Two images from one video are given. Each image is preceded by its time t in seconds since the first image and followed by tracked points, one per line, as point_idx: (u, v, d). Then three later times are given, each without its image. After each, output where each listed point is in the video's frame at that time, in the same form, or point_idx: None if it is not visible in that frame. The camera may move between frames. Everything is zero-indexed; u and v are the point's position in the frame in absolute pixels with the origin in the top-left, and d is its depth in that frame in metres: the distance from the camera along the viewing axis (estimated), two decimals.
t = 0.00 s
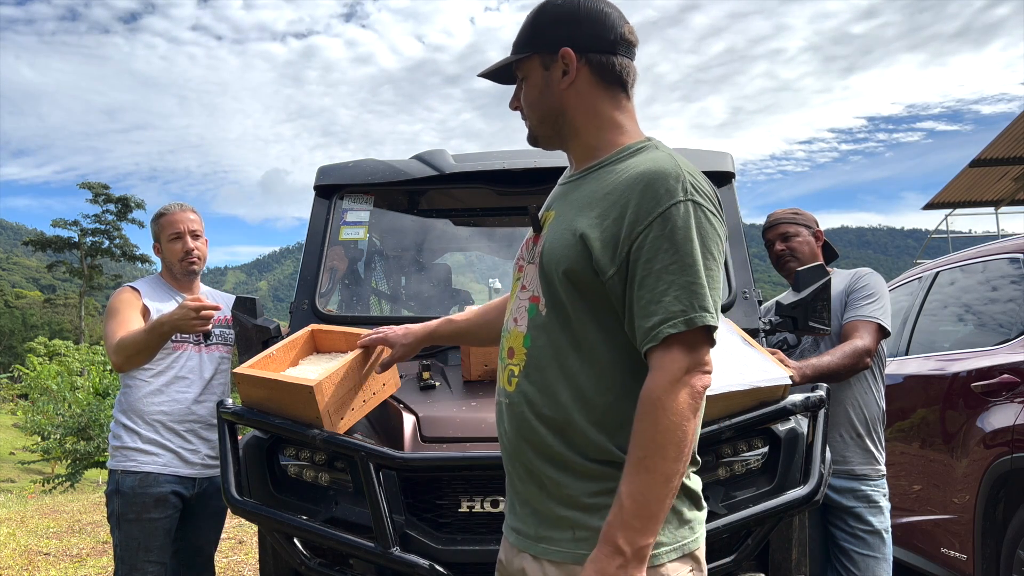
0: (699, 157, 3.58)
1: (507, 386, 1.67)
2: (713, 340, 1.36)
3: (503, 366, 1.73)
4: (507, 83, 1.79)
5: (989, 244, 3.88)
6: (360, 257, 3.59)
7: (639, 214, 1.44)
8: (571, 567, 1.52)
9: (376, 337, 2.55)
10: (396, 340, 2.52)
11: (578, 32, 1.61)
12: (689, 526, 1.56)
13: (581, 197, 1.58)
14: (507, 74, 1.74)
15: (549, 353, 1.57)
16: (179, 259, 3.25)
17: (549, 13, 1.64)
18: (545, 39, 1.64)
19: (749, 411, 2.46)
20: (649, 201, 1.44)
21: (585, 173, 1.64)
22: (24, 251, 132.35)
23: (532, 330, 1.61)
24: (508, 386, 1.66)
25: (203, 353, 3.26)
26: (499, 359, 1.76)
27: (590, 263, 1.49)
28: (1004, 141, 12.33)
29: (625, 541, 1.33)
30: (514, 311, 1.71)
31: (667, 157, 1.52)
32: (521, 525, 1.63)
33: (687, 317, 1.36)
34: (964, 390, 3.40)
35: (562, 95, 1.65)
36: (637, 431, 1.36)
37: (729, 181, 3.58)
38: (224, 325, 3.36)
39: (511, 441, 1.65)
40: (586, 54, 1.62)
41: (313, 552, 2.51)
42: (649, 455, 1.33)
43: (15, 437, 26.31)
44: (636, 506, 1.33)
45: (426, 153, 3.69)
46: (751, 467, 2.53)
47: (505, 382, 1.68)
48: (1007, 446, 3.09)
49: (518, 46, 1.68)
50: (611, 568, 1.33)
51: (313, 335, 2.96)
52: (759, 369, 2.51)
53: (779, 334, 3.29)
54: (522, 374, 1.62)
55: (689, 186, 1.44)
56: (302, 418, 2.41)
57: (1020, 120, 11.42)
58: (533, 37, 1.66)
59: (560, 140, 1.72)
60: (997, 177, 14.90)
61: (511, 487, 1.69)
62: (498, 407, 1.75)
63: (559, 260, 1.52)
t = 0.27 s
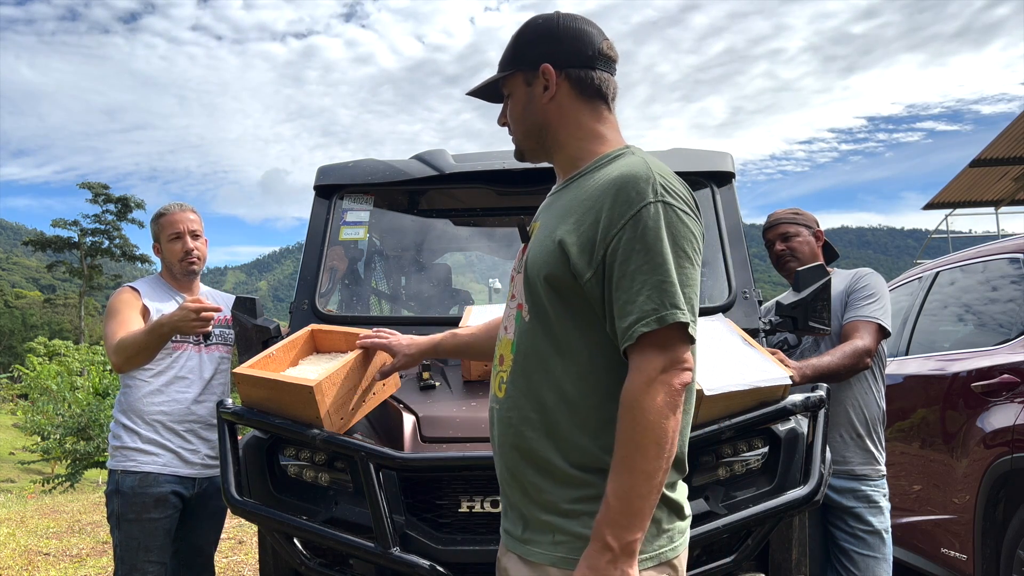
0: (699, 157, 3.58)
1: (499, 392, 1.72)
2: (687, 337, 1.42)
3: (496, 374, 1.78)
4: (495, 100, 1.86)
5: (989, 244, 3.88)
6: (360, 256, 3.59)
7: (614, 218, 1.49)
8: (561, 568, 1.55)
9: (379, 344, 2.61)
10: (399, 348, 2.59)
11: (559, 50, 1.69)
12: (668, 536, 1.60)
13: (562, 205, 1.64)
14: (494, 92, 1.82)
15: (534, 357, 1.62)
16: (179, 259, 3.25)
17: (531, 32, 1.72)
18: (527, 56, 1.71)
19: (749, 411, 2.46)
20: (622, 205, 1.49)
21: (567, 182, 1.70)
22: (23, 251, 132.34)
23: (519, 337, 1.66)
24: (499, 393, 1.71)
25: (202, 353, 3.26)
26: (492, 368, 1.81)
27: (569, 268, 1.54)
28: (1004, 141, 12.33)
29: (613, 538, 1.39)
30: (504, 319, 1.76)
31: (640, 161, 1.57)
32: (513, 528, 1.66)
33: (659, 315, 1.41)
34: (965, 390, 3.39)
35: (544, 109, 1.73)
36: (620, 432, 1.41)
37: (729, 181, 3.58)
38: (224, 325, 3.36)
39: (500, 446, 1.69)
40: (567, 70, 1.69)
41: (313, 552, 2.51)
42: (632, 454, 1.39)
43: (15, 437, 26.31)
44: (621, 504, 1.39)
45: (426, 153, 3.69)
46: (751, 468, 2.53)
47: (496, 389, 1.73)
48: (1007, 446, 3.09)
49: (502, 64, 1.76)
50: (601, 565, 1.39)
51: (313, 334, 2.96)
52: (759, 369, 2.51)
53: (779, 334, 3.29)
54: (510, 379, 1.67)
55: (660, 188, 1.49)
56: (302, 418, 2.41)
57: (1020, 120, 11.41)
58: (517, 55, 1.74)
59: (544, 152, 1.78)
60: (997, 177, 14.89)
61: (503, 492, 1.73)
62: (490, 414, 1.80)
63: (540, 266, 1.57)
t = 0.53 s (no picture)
0: (699, 157, 3.58)
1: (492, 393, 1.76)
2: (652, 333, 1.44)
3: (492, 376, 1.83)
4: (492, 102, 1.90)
5: (989, 244, 3.88)
6: (360, 256, 3.59)
7: (587, 220, 1.54)
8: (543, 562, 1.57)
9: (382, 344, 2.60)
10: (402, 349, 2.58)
11: (553, 62, 1.72)
12: (656, 531, 1.61)
13: (548, 211, 1.70)
14: (490, 95, 1.85)
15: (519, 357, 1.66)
16: (179, 259, 3.25)
17: (529, 41, 1.75)
18: (523, 65, 1.75)
19: (749, 411, 2.46)
20: (595, 208, 1.54)
21: (555, 190, 1.75)
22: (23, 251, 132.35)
23: (508, 338, 1.71)
24: (492, 394, 1.74)
25: (202, 353, 3.26)
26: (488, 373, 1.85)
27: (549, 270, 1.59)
28: (1004, 141, 12.33)
29: (571, 527, 1.42)
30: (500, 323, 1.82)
31: (618, 166, 1.62)
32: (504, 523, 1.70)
33: (624, 311, 1.45)
34: (964, 390, 3.39)
35: (537, 118, 1.76)
36: (582, 423, 1.45)
37: (729, 181, 3.58)
38: (224, 325, 3.36)
39: (491, 445, 1.72)
40: (560, 82, 1.73)
41: (313, 552, 2.51)
42: (590, 444, 1.42)
43: (15, 437, 26.30)
44: (580, 493, 1.42)
45: (426, 153, 3.69)
46: (751, 467, 2.53)
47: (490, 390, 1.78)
48: (1007, 446, 3.09)
49: (499, 70, 1.79)
50: (561, 553, 1.42)
51: (313, 334, 2.96)
52: (759, 369, 2.51)
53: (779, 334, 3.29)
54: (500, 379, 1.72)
55: (632, 191, 1.53)
56: (302, 418, 2.41)
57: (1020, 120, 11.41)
58: (513, 63, 1.77)
59: (534, 159, 1.83)
60: (997, 177, 14.89)
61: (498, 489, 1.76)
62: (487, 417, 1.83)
63: (523, 269, 1.63)
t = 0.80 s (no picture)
0: (699, 157, 3.58)
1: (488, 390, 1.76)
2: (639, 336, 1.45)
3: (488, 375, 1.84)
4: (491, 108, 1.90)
5: (989, 244, 3.88)
6: (360, 256, 3.59)
7: (582, 225, 1.54)
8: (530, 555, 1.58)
9: (377, 345, 2.56)
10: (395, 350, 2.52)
11: (553, 72, 1.73)
12: (646, 525, 1.61)
13: (546, 215, 1.70)
14: (489, 102, 1.85)
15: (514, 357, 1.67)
16: (179, 259, 3.25)
17: (529, 50, 1.75)
18: (523, 74, 1.75)
19: (749, 411, 2.46)
20: (591, 213, 1.54)
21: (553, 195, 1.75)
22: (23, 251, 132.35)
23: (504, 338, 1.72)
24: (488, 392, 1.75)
25: (203, 353, 3.26)
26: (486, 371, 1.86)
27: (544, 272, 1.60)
28: (1004, 141, 12.33)
29: (548, 516, 1.44)
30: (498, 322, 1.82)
31: (615, 173, 1.62)
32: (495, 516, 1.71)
33: (616, 316, 1.45)
34: (964, 390, 3.40)
35: (536, 127, 1.77)
36: (568, 418, 1.46)
37: (729, 181, 3.58)
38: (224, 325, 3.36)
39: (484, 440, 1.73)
40: (559, 92, 1.73)
41: (313, 552, 2.51)
42: (573, 439, 1.43)
43: (15, 437, 26.30)
44: (560, 485, 1.43)
45: (426, 153, 3.69)
46: (751, 467, 2.54)
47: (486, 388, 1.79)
48: (1007, 446, 3.09)
49: (499, 77, 1.79)
50: (537, 540, 1.44)
51: (313, 334, 2.96)
52: (759, 369, 2.51)
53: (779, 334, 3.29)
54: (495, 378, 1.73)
55: (628, 198, 1.54)
56: (302, 417, 2.41)
57: (1020, 120, 11.41)
58: (514, 71, 1.77)
59: (532, 166, 1.83)
60: (997, 177, 14.89)
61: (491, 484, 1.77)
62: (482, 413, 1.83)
63: (520, 270, 1.63)
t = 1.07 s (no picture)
0: (699, 157, 3.58)
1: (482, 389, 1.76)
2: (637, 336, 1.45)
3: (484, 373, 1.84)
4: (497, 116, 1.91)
5: (989, 244, 3.88)
6: (360, 256, 3.59)
7: (580, 225, 1.55)
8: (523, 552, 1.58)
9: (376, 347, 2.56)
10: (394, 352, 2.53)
11: (555, 77, 1.74)
12: (635, 526, 1.61)
13: (545, 215, 1.70)
14: (494, 109, 1.87)
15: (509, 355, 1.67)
16: (181, 258, 3.25)
17: (533, 57, 1.76)
18: (527, 80, 1.76)
19: (749, 411, 2.46)
20: (588, 213, 1.55)
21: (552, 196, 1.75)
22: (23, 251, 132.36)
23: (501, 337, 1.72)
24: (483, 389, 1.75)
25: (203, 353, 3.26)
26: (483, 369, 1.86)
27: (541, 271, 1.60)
28: (1003, 141, 12.33)
29: (546, 515, 1.44)
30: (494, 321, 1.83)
31: (614, 175, 1.62)
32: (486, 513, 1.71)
33: (612, 314, 1.46)
34: (964, 390, 3.40)
35: (539, 132, 1.77)
36: (565, 416, 1.46)
37: (729, 181, 3.58)
38: (224, 325, 3.36)
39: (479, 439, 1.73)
40: (561, 97, 1.74)
41: (313, 552, 2.51)
42: (571, 437, 1.44)
43: (15, 437, 26.30)
44: (557, 483, 1.44)
45: (426, 153, 3.69)
46: (751, 467, 2.54)
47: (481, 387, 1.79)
48: (1007, 446, 3.09)
49: (504, 84, 1.80)
50: (535, 539, 1.44)
51: (313, 335, 2.96)
52: (760, 369, 2.51)
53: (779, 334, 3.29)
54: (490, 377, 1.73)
55: (626, 199, 1.54)
56: (302, 417, 2.41)
57: (1020, 120, 11.41)
58: (518, 77, 1.78)
59: (535, 171, 1.84)
60: (997, 177, 14.89)
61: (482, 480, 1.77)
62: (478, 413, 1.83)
63: (518, 269, 1.63)
